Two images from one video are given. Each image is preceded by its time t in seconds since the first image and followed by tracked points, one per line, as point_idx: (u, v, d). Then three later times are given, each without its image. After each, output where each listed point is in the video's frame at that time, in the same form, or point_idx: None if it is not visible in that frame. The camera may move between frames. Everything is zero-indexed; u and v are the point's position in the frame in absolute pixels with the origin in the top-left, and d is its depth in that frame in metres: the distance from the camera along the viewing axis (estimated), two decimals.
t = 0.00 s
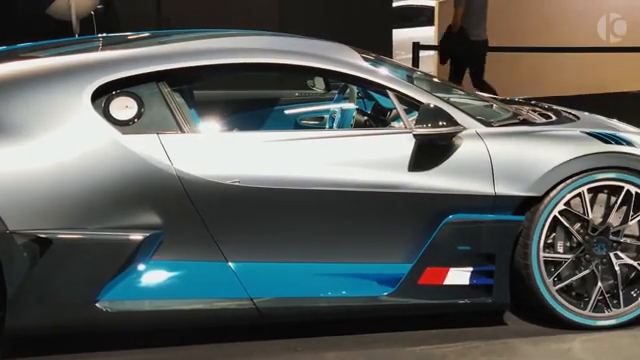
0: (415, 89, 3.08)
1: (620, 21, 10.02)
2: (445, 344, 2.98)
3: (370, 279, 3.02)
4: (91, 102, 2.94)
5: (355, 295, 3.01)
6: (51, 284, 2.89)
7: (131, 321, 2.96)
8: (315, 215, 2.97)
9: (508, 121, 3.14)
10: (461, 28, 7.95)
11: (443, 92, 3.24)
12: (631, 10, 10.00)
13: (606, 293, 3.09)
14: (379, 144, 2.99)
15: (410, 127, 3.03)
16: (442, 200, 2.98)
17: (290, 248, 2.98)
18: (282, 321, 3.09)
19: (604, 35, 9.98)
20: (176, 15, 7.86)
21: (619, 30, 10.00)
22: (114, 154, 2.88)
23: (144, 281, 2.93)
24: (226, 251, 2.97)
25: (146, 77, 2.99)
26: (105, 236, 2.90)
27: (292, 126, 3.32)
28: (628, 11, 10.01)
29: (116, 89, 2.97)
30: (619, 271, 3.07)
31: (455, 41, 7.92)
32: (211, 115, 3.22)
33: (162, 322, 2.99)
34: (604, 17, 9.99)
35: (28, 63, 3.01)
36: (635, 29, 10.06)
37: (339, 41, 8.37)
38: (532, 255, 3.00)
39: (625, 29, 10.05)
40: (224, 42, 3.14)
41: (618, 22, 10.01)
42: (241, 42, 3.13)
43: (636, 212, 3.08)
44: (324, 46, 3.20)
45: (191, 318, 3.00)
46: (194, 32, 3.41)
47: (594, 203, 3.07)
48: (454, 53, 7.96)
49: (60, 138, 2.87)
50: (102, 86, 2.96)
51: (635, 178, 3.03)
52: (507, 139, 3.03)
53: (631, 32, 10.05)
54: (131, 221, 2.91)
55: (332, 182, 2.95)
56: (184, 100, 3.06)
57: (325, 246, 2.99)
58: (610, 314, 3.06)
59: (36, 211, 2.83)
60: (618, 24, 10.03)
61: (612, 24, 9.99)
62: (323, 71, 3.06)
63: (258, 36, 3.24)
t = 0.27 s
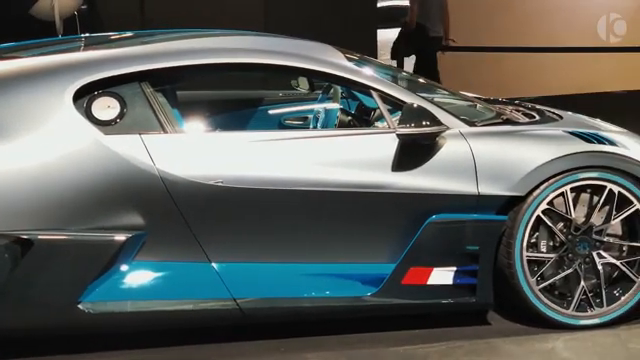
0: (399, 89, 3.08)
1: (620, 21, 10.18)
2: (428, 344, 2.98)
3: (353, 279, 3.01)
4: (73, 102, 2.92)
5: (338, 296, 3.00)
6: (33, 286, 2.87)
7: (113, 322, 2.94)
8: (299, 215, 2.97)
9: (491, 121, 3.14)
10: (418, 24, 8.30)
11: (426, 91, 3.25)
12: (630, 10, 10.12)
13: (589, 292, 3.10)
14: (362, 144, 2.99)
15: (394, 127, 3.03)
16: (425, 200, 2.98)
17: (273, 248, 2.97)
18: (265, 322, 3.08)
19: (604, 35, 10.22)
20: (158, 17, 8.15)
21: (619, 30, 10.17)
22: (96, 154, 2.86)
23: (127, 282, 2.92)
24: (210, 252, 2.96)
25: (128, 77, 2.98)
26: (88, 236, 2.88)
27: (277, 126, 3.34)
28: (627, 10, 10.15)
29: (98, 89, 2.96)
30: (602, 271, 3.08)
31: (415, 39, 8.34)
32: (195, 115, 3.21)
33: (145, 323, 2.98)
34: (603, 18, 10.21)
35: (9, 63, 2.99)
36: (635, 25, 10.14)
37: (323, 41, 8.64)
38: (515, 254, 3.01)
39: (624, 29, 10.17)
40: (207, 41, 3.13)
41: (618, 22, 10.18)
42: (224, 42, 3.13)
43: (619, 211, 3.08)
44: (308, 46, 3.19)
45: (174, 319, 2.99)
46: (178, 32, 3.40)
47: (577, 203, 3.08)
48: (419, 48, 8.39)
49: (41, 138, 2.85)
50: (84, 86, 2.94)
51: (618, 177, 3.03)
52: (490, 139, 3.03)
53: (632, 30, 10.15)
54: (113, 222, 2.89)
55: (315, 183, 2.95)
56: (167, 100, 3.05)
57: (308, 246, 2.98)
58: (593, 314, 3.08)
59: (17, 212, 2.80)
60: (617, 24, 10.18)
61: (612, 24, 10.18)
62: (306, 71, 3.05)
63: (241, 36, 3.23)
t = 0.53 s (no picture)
0: (382, 89, 3.08)
1: (621, 20, 11.15)
2: (413, 344, 2.98)
3: (337, 279, 3.01)
4: (55, 102, 2.90)
5: (323, 296, 3.00)
6: (14, 287, 2.85)
7: (97, 323, 2.93)
8: (282, 215, 2.96)
9: (475, 121, 3.15)
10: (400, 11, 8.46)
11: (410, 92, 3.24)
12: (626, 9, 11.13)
13: (572, 291, 3.11)
14: (346, 144, 2.98)
15: (377, 127, 3.03)
16: (409, 200, 2.97)
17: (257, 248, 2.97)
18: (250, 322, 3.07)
19: (604, 35, 11.15)
20: (141, 17, 7.97)
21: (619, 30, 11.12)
22: (79, 155, 2.84)
23: (109, 283, 2.91)
24: (194, 252, 2.95)
25: (111, 78, 2.96)
26: (70, 237, 2.86)
27: (261, 126, 3.36)
28: (627, 9, 11.14)
29: (80, 89, 2.94)
30: (585, 270, 3.08)
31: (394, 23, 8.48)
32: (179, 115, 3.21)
33: (128, 324, 2.96)
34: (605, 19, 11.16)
35: None
36: (635, 25, 11.19)
37: (310, 41, 8.63)
38: (499, 254, 3.01)
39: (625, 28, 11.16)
40: (190, 41, 3.12)
41: (618, 23, 11.14)
42: (208, 42, 3.12)
43: (602, 210, 3.08)
44: (292, 46, 3.19)
45: (157, 320, 2.97)
46: (161, 31, 3.38)
47: (560, 202, 3.08)
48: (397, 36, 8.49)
49: (22, 138, 2.82)
50: (66, 86, 2.92)
51: (601, 177, 3.04)
52: (473, 139, 3.03)
53: (632, 29, 11.19)
54: (96, 222, 2.88)
55: (299, 183, 2.94)
56: (150, 100, 3.04)
57: (292, 247, 2.98)
58: (576, 313, 3.09)
59: None
60: (618, 25, 11.16)
61: (612, 24, 11.14)
62: (290, 71, 3.04)
63: (225, 36, 3.22)
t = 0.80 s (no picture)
0: (365, 89, 3.08)
1: (620, 20, 10.36)
2: (396, 344, 2.98)
3: (320, 280, 3.00)
4: (36, 103, 2.87)
5: (306, 297, 2.99)
6: None
7: (78, 324, 2.91)
8: (265, 216, 2.95)
9: (457, 121, 3.15)
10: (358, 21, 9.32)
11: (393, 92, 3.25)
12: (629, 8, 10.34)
13: (555, 291, 3.12)
14: (329, 144, 2.98)
15: (360, 127, 3.02)
16: (392, 200, 2.97)
17: (240, 248, 2.96)
18: (232, 323, 3.06)
19: (604, 35, 10.33)
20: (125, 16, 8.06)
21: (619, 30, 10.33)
22: (60, 156, 2.83)
23: (91, 285, 2.89)
24: (176, 253, 2.94)
25: (92, 78, 2.95)
26: (51, 239, 2.84)
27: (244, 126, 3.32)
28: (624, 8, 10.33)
29: (61, 90, 2.92)
30: (568, 269, 3.09)
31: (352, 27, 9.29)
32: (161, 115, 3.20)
33: (110, 326, 2.95)
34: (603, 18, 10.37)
35: None
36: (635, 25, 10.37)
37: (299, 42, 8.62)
38: (482, 254, 3.02)
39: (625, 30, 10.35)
40: (173, 42, 3.11)
41: (618, 22, 10.34)
42: (191, 42, 3.11)
43: (585, 210, 3.09)
44: (275, 47, 3.18)
45: (139, 321, 2.96)
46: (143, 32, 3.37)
47: (543, 202, 3.09)
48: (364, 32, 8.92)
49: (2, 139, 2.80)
50: (47, 86, 2.90)
51: (583, 177, 3.05)
52: (456, 139, 3.03)
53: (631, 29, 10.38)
54: (78, 224, 2.86)
55: (282, 183, 2.93)
56: (131, 101, 3.02)
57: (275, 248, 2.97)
58: (558, 312, 3.10)
59: None
60: (618, 24, 10.35)
61: (612, 23, 10.34)
62: (274, 71, 3.04)
63: (208, 37, 3.21)
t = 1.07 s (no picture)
0: (348, 90, 3.08)
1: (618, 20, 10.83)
2: (379, 344, 2.98)
3: (303, 280, 3.01)
4: (17, 104, 2.85)
5: (289, 297, 2.99)
6: None
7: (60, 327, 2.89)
8: (248, 217, 2.95)
9: (440, 121, 3.16)
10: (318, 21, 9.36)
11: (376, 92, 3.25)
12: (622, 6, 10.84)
13: (537, 290, 3.13)
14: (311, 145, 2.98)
15: (343, 128, 3.03)
16: (374, 200, 2.97)
17: (223, 249, 2.96)
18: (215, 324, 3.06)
19: (604, 34, 11.11)
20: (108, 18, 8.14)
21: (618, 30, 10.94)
22: (41, 157, 2.81)
23: (73, 287, 2.87)
24: (158, 254, 2.93)
25: (73, 78, 2.93)
26: (32, 240, 2.82)
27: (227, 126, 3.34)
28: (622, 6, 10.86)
29: (42, 90, 2.90)
30: (550, 269, 3.11)
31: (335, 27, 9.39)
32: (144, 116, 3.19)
33: (92, 328, 2.93)
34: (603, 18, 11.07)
35: None
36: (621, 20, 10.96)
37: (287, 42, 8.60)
38: (464, 254, 3.02)
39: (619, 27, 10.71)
40: (155, 42, 3.10)
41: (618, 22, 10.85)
42: (173, 43, 3.10)
43: (567, 209, 3.10)
44: (258, 47, 3.18)
45: (121, 323, 2.95)
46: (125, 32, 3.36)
47: (525, 202, 3.10)
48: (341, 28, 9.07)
49: None
50: (28, 87, 2.88)
51: (565, 177, 3.06)
52: (439, 139, 3.04)
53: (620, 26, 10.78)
54: (59, 225, 2.84)
55: (264, 184, 2.93)
56: (113, 101, 3.01)
57: (258, 249, 2.97)
58: (540, 312, 3.12)
59: None
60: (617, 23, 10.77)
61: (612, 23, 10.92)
62: (257, 72, 3.04)
63: (191, 37, 3.21)
